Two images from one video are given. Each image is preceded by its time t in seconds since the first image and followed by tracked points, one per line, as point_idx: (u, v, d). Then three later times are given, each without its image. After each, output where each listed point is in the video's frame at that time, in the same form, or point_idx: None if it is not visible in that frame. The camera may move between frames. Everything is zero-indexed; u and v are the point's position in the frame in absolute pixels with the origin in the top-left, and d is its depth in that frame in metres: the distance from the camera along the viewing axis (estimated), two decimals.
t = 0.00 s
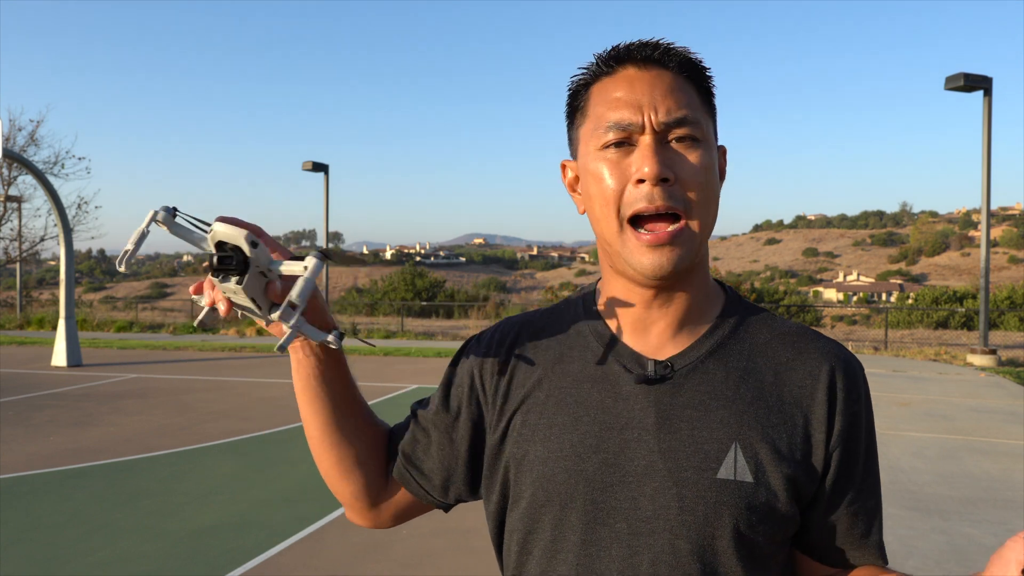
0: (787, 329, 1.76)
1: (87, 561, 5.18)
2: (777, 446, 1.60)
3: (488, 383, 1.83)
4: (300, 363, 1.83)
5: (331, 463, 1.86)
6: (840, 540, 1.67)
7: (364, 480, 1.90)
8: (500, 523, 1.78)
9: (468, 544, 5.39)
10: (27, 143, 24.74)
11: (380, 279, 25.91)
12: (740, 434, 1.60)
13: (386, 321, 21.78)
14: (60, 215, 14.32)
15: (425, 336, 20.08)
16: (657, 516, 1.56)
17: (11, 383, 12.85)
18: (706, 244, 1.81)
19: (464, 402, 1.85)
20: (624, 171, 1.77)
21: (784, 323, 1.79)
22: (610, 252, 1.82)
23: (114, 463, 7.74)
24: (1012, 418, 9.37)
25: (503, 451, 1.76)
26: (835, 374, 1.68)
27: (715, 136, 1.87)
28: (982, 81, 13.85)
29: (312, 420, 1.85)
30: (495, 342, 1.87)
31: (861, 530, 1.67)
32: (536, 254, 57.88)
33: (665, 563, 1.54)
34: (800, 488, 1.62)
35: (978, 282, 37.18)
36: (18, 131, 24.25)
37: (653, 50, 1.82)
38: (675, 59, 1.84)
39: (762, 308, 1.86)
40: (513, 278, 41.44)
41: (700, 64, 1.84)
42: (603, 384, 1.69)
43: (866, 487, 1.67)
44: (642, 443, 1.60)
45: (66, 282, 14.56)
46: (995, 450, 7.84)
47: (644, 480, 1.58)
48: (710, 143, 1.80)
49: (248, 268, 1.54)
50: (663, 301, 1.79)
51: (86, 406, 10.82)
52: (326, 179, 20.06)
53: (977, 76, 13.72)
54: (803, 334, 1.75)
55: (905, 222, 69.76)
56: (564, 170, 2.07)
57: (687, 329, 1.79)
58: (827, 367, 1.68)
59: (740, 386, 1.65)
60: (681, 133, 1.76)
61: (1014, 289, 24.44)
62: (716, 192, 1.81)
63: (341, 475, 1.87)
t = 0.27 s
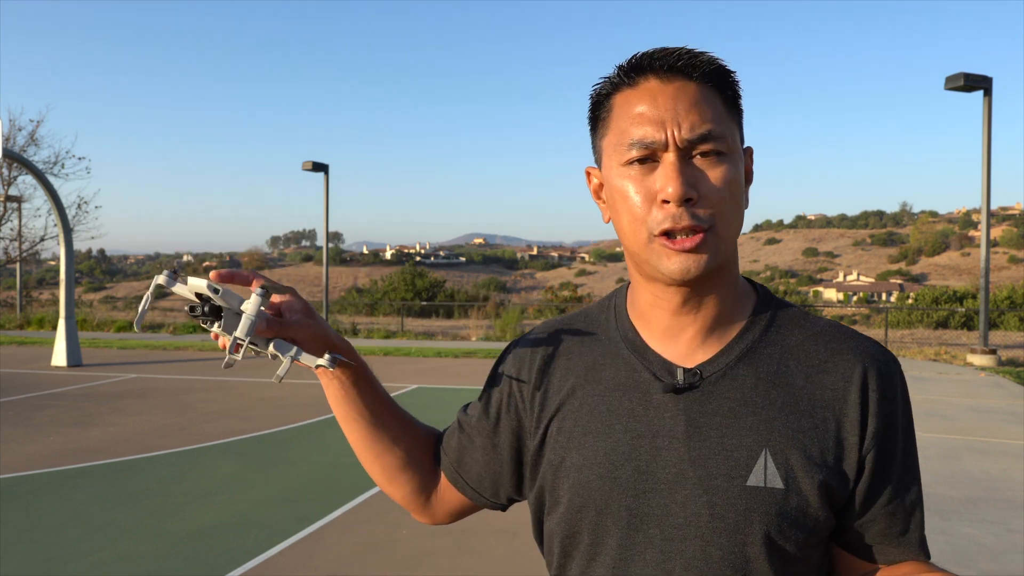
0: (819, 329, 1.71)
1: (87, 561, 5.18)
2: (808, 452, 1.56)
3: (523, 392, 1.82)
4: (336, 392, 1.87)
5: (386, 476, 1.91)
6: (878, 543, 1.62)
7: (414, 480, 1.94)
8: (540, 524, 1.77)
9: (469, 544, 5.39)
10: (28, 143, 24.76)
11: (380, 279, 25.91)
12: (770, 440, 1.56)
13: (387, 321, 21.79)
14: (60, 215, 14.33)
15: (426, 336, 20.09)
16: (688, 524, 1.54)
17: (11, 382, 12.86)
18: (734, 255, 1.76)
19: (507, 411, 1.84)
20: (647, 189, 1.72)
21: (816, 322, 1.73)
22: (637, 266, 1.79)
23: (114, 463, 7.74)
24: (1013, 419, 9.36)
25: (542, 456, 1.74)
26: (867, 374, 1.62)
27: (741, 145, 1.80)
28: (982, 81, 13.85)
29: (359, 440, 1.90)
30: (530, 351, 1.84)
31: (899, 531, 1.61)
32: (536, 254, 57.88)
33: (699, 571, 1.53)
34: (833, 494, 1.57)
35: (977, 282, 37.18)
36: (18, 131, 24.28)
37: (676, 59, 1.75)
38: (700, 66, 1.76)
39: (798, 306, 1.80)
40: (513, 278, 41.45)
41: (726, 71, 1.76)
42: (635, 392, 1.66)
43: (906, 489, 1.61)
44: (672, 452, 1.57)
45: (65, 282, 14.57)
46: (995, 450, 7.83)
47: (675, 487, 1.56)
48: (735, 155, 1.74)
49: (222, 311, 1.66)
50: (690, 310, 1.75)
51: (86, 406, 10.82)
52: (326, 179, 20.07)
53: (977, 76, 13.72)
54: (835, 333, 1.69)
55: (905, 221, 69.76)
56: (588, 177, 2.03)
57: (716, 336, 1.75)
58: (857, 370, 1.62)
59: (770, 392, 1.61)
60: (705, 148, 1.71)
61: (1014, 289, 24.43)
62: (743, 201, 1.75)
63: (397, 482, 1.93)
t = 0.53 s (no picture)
0: (828, 330, 1.70)
1: (87, 561, 5.19)
2: (815, 447, 1.56)
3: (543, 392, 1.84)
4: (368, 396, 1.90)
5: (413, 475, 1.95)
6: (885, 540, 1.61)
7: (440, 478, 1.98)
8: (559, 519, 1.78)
9: (469, 545, 5.39)
10: (28, 143, 24.76)
11: (380, 279, 25.91)
12: (777, 435, 1.56)
13: (387, 321, 21.80)
14: (60, 215, 14.33)
15: (426, 336, 20.09)
16: (698, 517, 1.55)
17: (11, 382, 12.87)
18: (741, 260, 1.77)
19: (528, 409, 1.86)
20: (654, 199, 1.74)
21: (825, 321, 1.73)
22: (647, 273, 1.81)
23: (114, 463, 7.74)
24: (1013, 418, 9.36)
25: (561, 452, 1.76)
26: (870, 370, 1.62)
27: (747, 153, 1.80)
28: (982, 81, 13.84)
29: (389, 442, 1.93)
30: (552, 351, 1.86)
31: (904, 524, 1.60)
32: (536, 254, 57.90)
33: (708, 562, 1.53)
34: (837, 487, 1.57)
35: (977, 282, 37.17)
36: (18, 131, 24.29)
37: (679, 71, 1.75)
38: (705, 76, 1.76)
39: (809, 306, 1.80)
40: (512, 278, 41.46)
41: (730, 81, 1.75)
42: (648, 389, 1.67)
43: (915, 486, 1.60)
44: (681, 447, 1.59)
45: (65, 282, 14.58)
46: (996, 450, 7.83)
47: (685, 481, 1.57)
48: (739, 164, 1.74)
49: (265, 324, 1.68)
50: (698, 314, 1.75)
51: (86, 406, 10.83)
52: (326, 179, 20.08)
53: (977, 76, 13.72)
54: (842, 333, 1.69)
55: (905, 221, 69.76)
56: (603, 184, 2.06)
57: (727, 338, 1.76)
58: (861, 367, 1.62)
59: (779, 388, 1.61)
60: (708, 158, 1.71)
61: (1014, 289, 24.43)
62: (747, 208, 1.76)
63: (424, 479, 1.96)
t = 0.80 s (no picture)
0: (800, 332, 1.74)
1: (87, 561, 5.18)
2: (783, 437, 1.61)
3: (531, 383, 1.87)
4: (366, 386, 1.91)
5: (399, 465, 1.97)
6: (850, 530, 1.66)
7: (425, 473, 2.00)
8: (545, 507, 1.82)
9: (469, 545, 5.39)
10: (28, 142, 24.75)
11: (379, 279, 25.91)
12: (749, 425, 1.61)
13: (387, 321, 21.79)
14: (60, 215, 14.33)
15: (426, 336, 20.09)
16: (673, 502, 1.59)
17: (11, 382, 12.86)
18: (722, 264, 1.82)
19: (514, 402, 1.90)
20: (644, 201, 1.79)
21: (796, 322, 1.78)
22: (633, 272, 1.86)
23: (113, 463, 7.74)
24: (1013, 418, 9.36)
25: (546, 443, 1.81)
26: (838, 365, 1.67)
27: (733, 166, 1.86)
28: (982, 81, 13.85)
29: (379, 432, 1.95)
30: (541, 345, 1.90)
31: (869, 512, 1.65)
32: (537, 254, 57.89)
33: (682, 546, 1.58)
34: (804, 477, 1.62)
35: (977, 282, 37.14)
36: (19, 131, 24.28)
37: (674, 84, 1.81)
38: (698, 92, 1.82)
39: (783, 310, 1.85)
40: (513, 278, 41.47)
41: (721, 96, 1.82)
42: (629, 382, 1.72)
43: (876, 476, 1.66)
44: (659, 437, 1.63)
45: (66, 281, 14.57)
46: (996, 450, 7.83)
47: (662, 468, 1.61)
48: (726, 174, 1.80)
49: (294, 312, 1.74)
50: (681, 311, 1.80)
51: (86, 406, 10.82)
52: (326, 179, 20.08)
53: (977, 76, 13.72)
54: (812, 333, 1.74)
55: (905, 221, 69.78)
56: (597, 190, 2.11)
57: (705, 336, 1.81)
58: (829, 362, 1.67)
59: (751, 381, 1.66)
60: (698, 166, 1.77)
61: (1014, 289, 24.43)
62: (731, 217, 1.82)
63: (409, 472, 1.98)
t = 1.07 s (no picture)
0: (755, 326, 1.87)
1: (87, 561, 5.18)
2: (738, 425, 1.74)
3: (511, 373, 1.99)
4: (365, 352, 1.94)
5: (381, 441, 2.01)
6: (802, 506, 1.81)
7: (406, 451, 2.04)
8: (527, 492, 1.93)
9: (469, 545, 5.39)
10: (27, 143, 24.75)
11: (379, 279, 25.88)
12: (708, 416, 1.74)
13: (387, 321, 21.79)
14: (60, 215, 14.33)
15: (426, 336, 20.09)
16: (640, 487, 1.72)
17: (11, 382, 12.86)
18: (683, 265, 1.92)
19: (495, 390, 2.02)
20: (610, 205, 1.87)
21: (752, 317, 1.91)
22: (601, 272, 1.96)
23: (114, 463, 7.74)
24: (1012, 418, 9.37)
25: (523, 433, 1.92)
26: (789, 359, 1.80)
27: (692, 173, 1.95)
28: (982, 81, 13.85)
29: (370, 402, 1.98)
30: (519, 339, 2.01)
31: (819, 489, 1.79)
32: (537, 254, 57.83)
33: (650, 526, 1.70)
34: (758, 460, 1.75)
35: (977, 282, 37.11)
36: (18, 131, 24.28)
37: (637, 98, 1.89)
38: (658, 104, 1.91)
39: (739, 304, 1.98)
40: (513, 278, 41.43)
41: (679, 109, 1.91)
42: (599, 377, 1.83)
43: (825, 457, 1.80)
44: (627, 427, 1.75)
45: (65, 281, 14.57)
46: (995, 450, 7.84)
47: (629, 456, 1.74)
48: (685, 181, 1.89)
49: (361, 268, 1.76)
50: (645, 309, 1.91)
51: (86, 406, 10.82)
52: (326, 179, 20.09)
53: (977, 76, 13.72)
54: (765, 328, 1.87)
55: (905, 221, 69.77)
56: (565, 195, 2.19)
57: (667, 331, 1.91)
58: (780, 356, 1.80)
59: (710, 374, 1.79)
60: (658, 173, 1.86)
61: (1014, 289, 24.40)
62: (690, 221, 1.91)
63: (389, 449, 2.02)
